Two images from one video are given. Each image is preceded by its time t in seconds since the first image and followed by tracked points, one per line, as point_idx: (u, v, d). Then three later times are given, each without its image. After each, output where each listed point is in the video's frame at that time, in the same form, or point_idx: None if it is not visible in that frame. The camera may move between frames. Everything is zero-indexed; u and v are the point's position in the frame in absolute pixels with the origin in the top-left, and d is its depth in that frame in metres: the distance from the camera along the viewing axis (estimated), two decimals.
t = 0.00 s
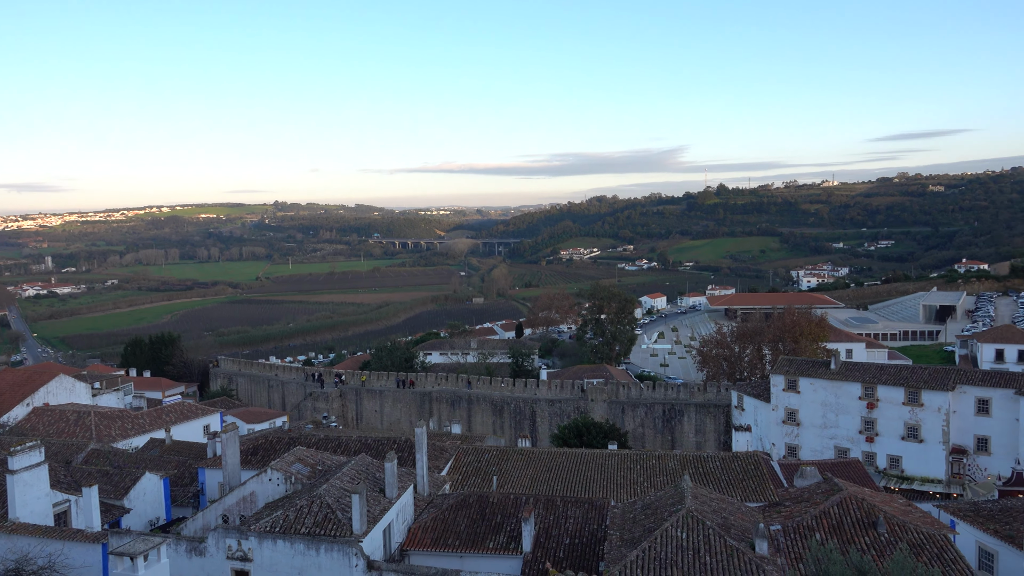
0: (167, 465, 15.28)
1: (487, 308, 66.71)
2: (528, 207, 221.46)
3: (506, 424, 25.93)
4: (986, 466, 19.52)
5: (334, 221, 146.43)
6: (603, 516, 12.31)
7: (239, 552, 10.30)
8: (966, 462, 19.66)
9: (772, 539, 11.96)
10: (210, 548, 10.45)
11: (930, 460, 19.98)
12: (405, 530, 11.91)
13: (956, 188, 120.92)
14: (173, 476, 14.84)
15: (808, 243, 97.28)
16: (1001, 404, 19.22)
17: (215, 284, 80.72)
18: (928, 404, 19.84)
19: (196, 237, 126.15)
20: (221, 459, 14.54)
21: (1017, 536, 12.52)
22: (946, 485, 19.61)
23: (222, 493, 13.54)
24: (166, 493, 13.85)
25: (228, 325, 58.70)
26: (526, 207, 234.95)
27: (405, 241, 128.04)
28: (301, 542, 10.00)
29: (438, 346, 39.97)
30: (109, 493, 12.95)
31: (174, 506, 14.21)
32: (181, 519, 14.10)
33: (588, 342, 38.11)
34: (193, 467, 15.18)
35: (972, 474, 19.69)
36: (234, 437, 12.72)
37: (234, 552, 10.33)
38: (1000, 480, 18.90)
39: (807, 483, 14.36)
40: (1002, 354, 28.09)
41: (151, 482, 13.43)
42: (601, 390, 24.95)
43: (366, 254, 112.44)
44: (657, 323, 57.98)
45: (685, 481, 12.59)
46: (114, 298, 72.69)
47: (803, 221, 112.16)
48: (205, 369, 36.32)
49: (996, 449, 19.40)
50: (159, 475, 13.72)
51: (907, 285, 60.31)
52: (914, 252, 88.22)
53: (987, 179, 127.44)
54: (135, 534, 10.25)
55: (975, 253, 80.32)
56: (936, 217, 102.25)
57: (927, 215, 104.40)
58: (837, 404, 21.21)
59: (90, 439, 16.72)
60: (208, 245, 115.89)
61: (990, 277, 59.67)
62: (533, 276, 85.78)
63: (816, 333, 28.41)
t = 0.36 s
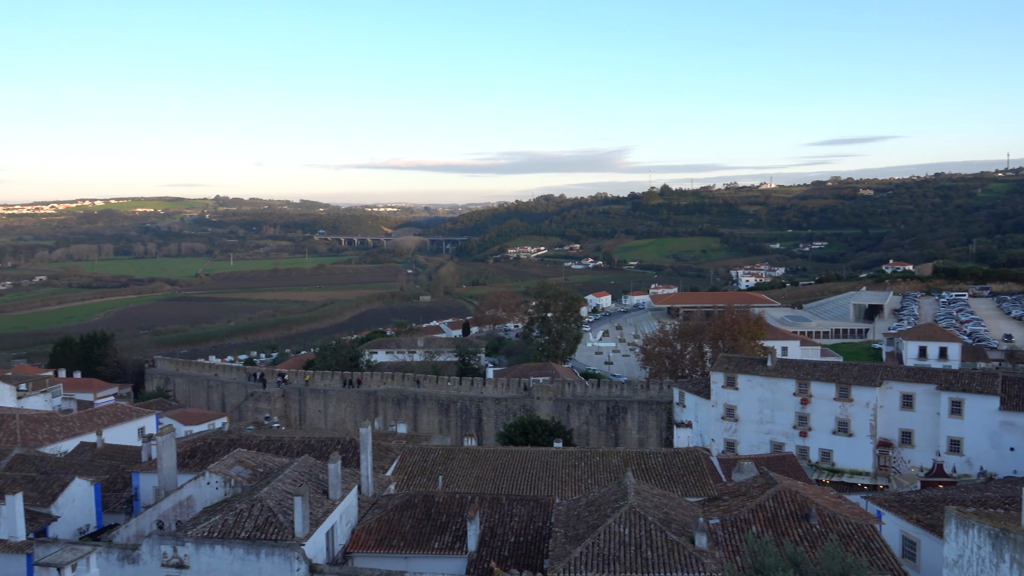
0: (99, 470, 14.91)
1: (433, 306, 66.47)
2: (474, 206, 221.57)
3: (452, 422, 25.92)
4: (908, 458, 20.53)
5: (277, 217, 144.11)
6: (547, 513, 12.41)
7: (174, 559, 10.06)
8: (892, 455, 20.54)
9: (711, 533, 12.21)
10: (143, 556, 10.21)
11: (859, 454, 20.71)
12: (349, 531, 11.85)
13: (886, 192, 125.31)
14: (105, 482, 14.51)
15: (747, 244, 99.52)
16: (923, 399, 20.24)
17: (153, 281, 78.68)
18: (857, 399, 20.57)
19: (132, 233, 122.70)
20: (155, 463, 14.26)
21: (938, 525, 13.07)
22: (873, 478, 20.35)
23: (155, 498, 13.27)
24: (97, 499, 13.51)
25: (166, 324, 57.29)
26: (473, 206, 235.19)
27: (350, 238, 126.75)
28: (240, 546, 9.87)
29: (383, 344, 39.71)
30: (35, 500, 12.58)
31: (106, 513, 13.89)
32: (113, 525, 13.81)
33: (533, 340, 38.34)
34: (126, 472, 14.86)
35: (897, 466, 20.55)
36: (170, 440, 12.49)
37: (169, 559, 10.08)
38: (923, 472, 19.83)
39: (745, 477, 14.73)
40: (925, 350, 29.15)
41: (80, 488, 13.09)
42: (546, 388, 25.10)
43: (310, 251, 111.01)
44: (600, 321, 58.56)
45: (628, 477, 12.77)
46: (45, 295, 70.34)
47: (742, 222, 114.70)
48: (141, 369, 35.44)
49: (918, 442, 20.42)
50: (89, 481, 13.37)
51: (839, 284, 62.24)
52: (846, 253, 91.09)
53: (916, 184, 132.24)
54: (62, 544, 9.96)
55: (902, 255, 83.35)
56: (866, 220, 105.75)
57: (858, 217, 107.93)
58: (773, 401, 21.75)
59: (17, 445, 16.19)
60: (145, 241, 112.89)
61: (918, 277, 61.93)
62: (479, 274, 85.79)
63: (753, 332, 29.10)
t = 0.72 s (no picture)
0: (25, 478, 14.43)
1: (374, 307, 65.91)
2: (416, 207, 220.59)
3: (394, 424, 25.75)
4: (840, 454, 21.12)
5: (214, 217, 141.15)
6: (490, 513, 12.43)
7: (107, 567, 9.76)
8: (824, 451, 21.12)
9: (651, 530, 12.39)
10: (74, 565, 9.88)
11: (793, 450, 21.26)
12: (289, 536, 11.68)
13: (817, 195, 128.87)
14: (32, 490, 14.05)
15: (685, 245, 101.26)
16: (854, 396, 20.88)
17: (82, 283, 76.19)
18: (792, 397, 21.12)
19: (61, 232, 118.59)
20: (86, 469, 13.85)
21: (868, 518, 13.51)
22: (806, 473, 20.94)
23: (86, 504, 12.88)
24: (25, 508, 13.07)
25: (97, 326, 55.55)
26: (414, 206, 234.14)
27: (289, 238, 124.80)
28: (176, 553, 9.65)
29: (324, 346, 39.20)
30: None
31: (34, 521, 13.43)
32: (42, 534, 13.38)
33: (475, 341, 38.33)
34: (56, 480, 14.43)
35: (829, 461, 21.14)
36: (102, 445, 12.14)
37: (102, 567, 9.77)
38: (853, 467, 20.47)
39: (684, 475, 15.00)
40: (855, 350, 30.01)
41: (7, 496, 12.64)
42: (488, 388, 25.11)
43: (248, 252, 109.01)
44: (543, 321, 58.90)
45: (570, 476, 12.87)
46: None
47: (681, 224, 116.59)
48: (70, 373, 34.31)
49: (849, 438, 21.02)
50: (16, 489, 12.93)
51: (773, 285, 63.78)
52: (780, 254, 93.51)
53: (847, 187, 136.43)
54: None
55: (833, 256, 85.90)
56: (799, 222, 108.69)
57: (791, 219, 110.82)
58: (711, 399, 22.18)
59: None
60: (74, 240, 109.26)
61: (848, 278, 63.85)
62: (422, 275, 85.41)
63: (692, 332, 29.63)
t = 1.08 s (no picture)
0: None
1: (312, 311, 65.07)
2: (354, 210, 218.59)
3: (332, 429, 25.50)
4: (773, 451, 21.64)
5: (145, 220, 137.34)
6: (430, 517, 12.42)
7: None
8: (757, 448, 21.66)
9: (590, 529, 12.54)
10: None
11: (727, 448, 21.77)
12: (224, 544, 11.48)
13: (750, 199, 132.04)
14: None
15: (623, 249, 102.61)
16: (785, 394, 21.45)
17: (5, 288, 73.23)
18: (726, 396, 21.63)
19: None
20: (9, 481, 13.38)
21: (799, 513, 13.93)
22: (741, 470, 21.46)
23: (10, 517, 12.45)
24: None
25: (21, 333, 53.51)
26: (352, 209, 231.93)
27: (224, 241, 122.24)
28: (105, 566, 9.42)
29: (260, 350, 38.52)
30: None
31: None
32: None
33: (415, 344, 38.19)
34: None
35: (762, 459, 21.68)
36: (27, 455, 11.77)
37: None
38: (785, 463, 21.06)
39: (623, 474, 15.21)
40: (787, 349, 30.84)
41: None
42: (428, 391, 25.07)
43: (181, 255, 106.40)
44: (483, 324, 58.99)
45: (510, 478, 12.95)
46: None
47: (619, 227, 118.07)
48: None
49: (781, 435, 21.58)
50: None
51: (708, 286, 65.10)
52: (714, 257, 95.55)
53: (778, 192, 140.16)
54: None
55: (765, 259, 88.12)
56: (733, 225, 111.20)
57: (725, 223, 113.29)
58: (648, 399, 22.55)
59: None
60: None
61: (780, 280, 65.61)
62: (361, 278, 84.66)
63: (629, 333, 30.11)
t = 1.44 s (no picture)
0: None
1: (245, 317, 63.73)
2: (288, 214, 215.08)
3: (266, 437, 25.06)
4: (706, 450, 22.07)
5: (68, 224, 132.51)
6: (368, 524, 12.31)
7: None
8: (692, 447, 22.06)
9: (529, 532, 12.60)
10: None
11: (663, 448, 22.14)
12: (153, 558, 11.17)
13: (682, 204, 134.71)
14: None
15: (559, 252, 103.46)
16: (718, 394, 21.92)
17: None
18: (661, 397, 21.98)
19: None
20: None
21: (732, 510, 14.27)
22: (675, 470, 21.86)
23: None
24: None
25: None
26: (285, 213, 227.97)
27: (152, 246, 118.79)
28: None
29: (191, 358, 37.53)
30: None
31: None
32: None
33: (351, 350, 37.74)
34: None
35: (696, 458, 22.12)
36: None
37: None
38: (719, 462, 21.52)
39: (561, 476, 15.34)
40: (719, 350, 31.54)
41: None
42: (365, 397, 24.81)
43: (107, 261, 103.02)
44: (420, 329, 58.69)
45: (448, 483, 12.93)
46: None
47: (555, 231, 118.98)
48: None
49: (715, 434, 22.03)
50: None
51: (642, 289, 66.09)
52: (648, 260, 97.13)
53: (708, 197, 143.36)
54: None
55: (698, 262, 89.99)
56: (666, 229, 113.23)
57: (659, 227, 115.27)
58: (585, 401, 22.78)
59: None
60: None
61: (711, 282, 67.08)
62: (295, 284, 83.35)
63: (567, 336, 30.38)
